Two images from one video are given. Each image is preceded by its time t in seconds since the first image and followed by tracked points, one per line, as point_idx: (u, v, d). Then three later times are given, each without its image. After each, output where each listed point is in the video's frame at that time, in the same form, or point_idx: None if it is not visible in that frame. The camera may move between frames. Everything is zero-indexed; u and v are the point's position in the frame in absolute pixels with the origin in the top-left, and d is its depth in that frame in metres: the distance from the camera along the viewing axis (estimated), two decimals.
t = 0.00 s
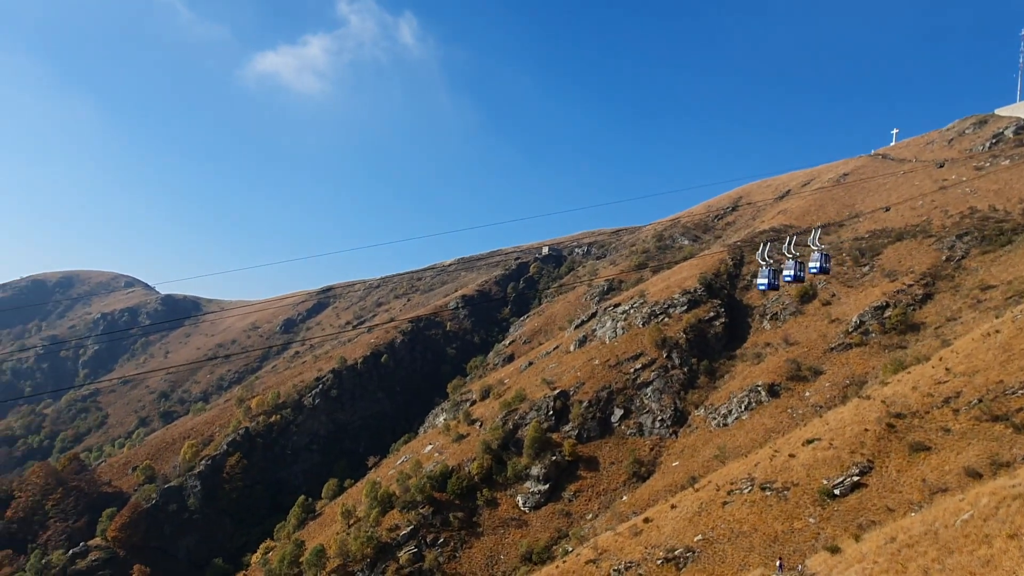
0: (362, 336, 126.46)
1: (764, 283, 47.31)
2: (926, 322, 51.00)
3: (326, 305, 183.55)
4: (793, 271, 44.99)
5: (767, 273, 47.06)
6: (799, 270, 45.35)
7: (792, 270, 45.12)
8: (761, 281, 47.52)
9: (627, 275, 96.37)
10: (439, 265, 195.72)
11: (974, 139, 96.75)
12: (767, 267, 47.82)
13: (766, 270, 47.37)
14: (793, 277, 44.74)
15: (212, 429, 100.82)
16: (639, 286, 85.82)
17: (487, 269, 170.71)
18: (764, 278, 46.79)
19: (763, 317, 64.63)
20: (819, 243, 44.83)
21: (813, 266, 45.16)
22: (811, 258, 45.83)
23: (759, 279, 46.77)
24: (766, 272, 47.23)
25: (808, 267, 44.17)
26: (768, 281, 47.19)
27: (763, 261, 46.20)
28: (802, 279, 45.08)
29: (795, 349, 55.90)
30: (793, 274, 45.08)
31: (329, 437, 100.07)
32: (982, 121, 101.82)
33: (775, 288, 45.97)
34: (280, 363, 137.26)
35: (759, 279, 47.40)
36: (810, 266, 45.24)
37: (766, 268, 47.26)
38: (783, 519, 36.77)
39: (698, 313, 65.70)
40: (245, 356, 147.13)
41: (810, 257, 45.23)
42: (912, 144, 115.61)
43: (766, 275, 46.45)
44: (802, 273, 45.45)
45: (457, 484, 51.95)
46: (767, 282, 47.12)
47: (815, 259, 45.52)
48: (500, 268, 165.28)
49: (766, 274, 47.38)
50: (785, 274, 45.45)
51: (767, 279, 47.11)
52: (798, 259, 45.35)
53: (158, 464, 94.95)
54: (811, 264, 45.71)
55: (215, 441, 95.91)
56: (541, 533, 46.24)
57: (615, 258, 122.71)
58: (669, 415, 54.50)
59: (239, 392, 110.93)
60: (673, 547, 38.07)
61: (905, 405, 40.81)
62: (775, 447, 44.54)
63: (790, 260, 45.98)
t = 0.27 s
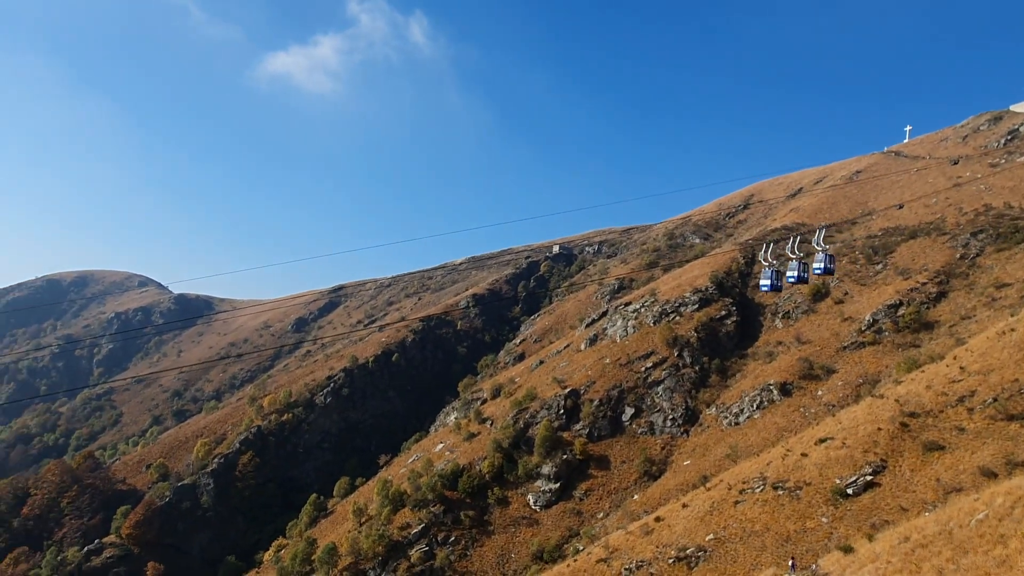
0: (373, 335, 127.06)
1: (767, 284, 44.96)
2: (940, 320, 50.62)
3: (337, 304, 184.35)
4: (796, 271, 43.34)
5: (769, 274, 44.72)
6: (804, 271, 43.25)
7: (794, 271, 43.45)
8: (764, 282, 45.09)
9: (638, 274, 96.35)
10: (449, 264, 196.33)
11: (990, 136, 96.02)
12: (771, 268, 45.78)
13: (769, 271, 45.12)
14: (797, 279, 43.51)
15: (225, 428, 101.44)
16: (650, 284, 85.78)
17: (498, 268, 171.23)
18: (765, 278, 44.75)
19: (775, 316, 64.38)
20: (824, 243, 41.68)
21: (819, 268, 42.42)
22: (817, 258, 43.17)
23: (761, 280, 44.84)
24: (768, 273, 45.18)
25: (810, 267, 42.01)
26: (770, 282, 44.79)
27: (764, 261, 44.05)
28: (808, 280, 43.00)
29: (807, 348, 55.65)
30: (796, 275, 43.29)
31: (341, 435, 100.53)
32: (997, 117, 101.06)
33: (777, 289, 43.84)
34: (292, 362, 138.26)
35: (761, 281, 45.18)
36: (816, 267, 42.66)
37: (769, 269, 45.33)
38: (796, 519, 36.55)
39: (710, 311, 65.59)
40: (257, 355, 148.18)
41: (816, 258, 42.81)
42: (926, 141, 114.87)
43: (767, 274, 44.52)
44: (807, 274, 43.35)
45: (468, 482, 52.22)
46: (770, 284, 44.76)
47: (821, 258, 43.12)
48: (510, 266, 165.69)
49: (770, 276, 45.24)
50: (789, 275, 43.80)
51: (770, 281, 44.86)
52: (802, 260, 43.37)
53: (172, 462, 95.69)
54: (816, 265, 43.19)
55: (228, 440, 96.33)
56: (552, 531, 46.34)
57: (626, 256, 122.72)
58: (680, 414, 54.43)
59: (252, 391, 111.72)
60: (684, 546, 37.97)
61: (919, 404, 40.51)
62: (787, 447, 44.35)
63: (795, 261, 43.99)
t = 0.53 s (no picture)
0: (384, 333, 127.60)
1: (770, 285, 44.99)
2: (953, 318, 50.20)
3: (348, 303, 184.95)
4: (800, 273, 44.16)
5: (772, 275, 44.80)
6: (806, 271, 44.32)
7: (799, 272, 44.25)
8: (767, 283, 45.11)
9: (648, 272, 96.22)
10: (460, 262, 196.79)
11: (1005, 132, 95.20)
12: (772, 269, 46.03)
13: (772, 272, 45.28)
14: (800, 279, 44.22)
15: (236, 426, 102.10)
16: (660, 282, 85.63)
17: (508, 266, 171.44)
18: (770, 280, 44.82)
19: (787, 314, 64.06)
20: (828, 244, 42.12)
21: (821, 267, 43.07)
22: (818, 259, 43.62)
23: (765, 282, 44.80)
24: (771, 274, 45.20)
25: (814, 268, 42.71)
26: (773, 283, 44.88)
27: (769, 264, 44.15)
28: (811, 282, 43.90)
29: (819, 346, 55.37)
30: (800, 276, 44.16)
31: (352, 434, 101.13)
32: (1012, 113, 100.21)
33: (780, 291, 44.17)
34: (303, 361, 139.10)
35: (765, 282, 45.03)
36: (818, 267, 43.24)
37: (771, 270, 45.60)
38: (808, 518, 36.31)
39: (721, 310, 65.46)
40: (269, 353, 149.15)
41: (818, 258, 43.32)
42: (940, 137, 114.01)
43: (771, 276, 44.58)
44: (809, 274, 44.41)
45: (479, 480, 52.51)
46: (773, 285, 44.82)
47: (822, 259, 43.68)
48: (520, 265, 165.89)
49: (771, 277, 45.39)
50: (792, 276, 44.36)
51: (773, 282, 44.91)
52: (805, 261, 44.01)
53: (184, 460, 96.46)
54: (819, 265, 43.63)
55: (240, 437, 96.82)
56: (562, 530, 46.40)
57: (636, 254, 122.61)
58: (691, 412, 54.36)
59: (263, 390, 112.39)
60: (695, 545, 37.85)
61: (932, 403, 40.20)
62: (799, 445, 44.13)
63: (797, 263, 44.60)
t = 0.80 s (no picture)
0: (396, 332, 128.01)
1: (772, 287, 45.41)
2: (969, 317, 49.74)
3: (359, 302, 185.47)
4: (802, 274, 44.30)
5: (775, 277, 45.19)
6: (810, 272, 44.22)
7: (802, 274, 44.41)
8: (769, 284, 45.57)
9: (660, 271, 96.03)
10: (471, 262, 197.11)
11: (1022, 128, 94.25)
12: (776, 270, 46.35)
13: (774, 274, 45.63)
14: (802, 280, 44.41)
15: (249, 424, 102.75)
16: (672, 281, 85.52)
17: (519, 265, 171.52)
18: (771, 282, 45.30)
19: (799, 313, 63.69)
20: (831, 245, 41.78)
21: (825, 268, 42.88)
22: (823, 260, 43.31)
23: (766, 284, 45.44)
24: (773, 276, 45.65)
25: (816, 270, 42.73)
26: (775, 285, 45.37)
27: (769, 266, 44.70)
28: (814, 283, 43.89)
29: (832, 345, 55.05)
30: (803, 278, 44.28)
31: (364, 432, 101.63)
32: None
33: (782, 293, 44.66)
34: (315, 360, 139.91)
35: (767, 284, 45.56)
36: (823, 267, 43.03)
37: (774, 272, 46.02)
38: (821, 518, 36.10)
39: (733, 308, 65.26)
40: (281, 353, 150.17)
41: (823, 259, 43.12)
42: (955, 134, 112.99)
43: (772, 279, 45.09)
44: (814, 275, 44.20)
45: (490, 479, 52.66)
46: (775, 287, 45.26)
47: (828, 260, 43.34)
48: (531, 264, 165.99)
49: (774, 278, 45.79)
50: (795, 278, 44.68)
51: (775, 284, 45.33)
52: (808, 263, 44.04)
53: (198, 458, 97.25)
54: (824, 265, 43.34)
55: (252, 436, 97.31)
56: (573, 529, 46.42)
57: (648, 253, 122.47)
58: (703, 411, 54.20)
59: (276, 389, 113.07)
60: (707, 544, 37.73)
61: (947, 402, 39.84)
62: (812, 445, 43.90)
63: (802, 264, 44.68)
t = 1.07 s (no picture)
0: (406, 331, 128.46)
1: (773, 288, 45.82)
2: (983, 315, 49.35)
3: (370, 301, 186.09)
4: (804, 276, 44.43)
5: (775, 278, 45.77)
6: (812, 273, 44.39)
7: (804, 275, 44.51)
8: (770, 285, 46.20)
9: (670, 269, 95.95)
10: (481, 260, 197.47)
11: None
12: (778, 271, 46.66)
13: (776, 275, 46.16)
14: (804, 281, 44.53)
15: (260, 423, 103.29)
16: (683, 279, 85.41)
17: (529, 264, 171.73)
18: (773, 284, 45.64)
19: (811, 311, 63.37)
20: (834, 246, 41.68)
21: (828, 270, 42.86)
22: (827, 260, 43.12)
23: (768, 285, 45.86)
24: (775, 277, 45.98)
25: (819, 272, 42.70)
26: (777, 287, 45.70)
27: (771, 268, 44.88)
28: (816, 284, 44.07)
29: (844, 343, 54.79)
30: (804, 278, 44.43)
31: (374, 431, 101.95)
32: None
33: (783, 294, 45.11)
34: (325, 358, 140.75)
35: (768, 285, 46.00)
36: (825, 268, 42.98)
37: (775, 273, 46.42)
38: (833, 517, 35.95)
39: (744, 306, 65.11)
40: (291, 351, 151.09)
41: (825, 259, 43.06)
42: (969, 130, 112.09)
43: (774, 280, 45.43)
44: (816, 276, 44.27)
45: (501, 478, 52.80)
46: (776, 288, 45.69)
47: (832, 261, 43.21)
48: (541, 262, 166.24)
49: (776, 279, 46.11)
50: (797, 279, 44.87)
51: (776, 285, 45.71)
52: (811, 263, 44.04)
53: (210, 456, 97.98)
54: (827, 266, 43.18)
55: (264, 434, 97.93)
56: (584, 527, 46.45)
57: (658, 251, 122.35)
58: (713, 410, 54.09)
59: (287, 387, 113.78)
60: (718, 543, 37.62)
61: (960, 401, 39.54)
62: (823, 444, 43.71)
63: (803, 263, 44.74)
